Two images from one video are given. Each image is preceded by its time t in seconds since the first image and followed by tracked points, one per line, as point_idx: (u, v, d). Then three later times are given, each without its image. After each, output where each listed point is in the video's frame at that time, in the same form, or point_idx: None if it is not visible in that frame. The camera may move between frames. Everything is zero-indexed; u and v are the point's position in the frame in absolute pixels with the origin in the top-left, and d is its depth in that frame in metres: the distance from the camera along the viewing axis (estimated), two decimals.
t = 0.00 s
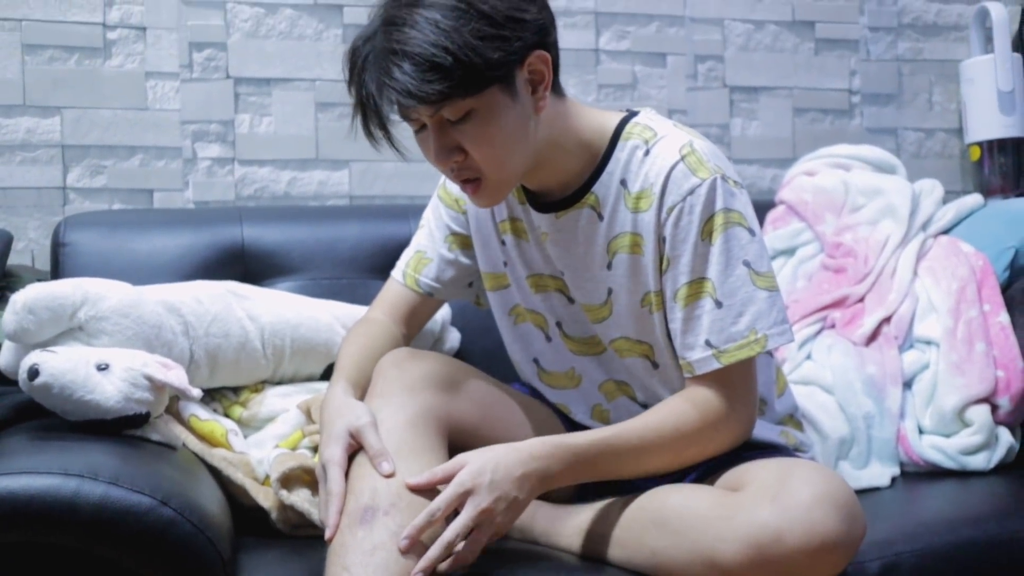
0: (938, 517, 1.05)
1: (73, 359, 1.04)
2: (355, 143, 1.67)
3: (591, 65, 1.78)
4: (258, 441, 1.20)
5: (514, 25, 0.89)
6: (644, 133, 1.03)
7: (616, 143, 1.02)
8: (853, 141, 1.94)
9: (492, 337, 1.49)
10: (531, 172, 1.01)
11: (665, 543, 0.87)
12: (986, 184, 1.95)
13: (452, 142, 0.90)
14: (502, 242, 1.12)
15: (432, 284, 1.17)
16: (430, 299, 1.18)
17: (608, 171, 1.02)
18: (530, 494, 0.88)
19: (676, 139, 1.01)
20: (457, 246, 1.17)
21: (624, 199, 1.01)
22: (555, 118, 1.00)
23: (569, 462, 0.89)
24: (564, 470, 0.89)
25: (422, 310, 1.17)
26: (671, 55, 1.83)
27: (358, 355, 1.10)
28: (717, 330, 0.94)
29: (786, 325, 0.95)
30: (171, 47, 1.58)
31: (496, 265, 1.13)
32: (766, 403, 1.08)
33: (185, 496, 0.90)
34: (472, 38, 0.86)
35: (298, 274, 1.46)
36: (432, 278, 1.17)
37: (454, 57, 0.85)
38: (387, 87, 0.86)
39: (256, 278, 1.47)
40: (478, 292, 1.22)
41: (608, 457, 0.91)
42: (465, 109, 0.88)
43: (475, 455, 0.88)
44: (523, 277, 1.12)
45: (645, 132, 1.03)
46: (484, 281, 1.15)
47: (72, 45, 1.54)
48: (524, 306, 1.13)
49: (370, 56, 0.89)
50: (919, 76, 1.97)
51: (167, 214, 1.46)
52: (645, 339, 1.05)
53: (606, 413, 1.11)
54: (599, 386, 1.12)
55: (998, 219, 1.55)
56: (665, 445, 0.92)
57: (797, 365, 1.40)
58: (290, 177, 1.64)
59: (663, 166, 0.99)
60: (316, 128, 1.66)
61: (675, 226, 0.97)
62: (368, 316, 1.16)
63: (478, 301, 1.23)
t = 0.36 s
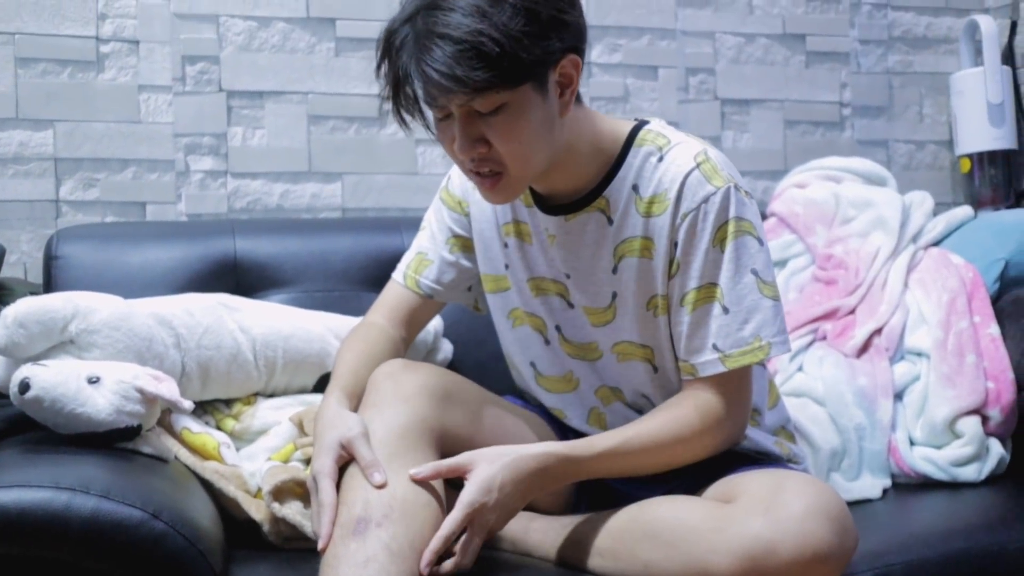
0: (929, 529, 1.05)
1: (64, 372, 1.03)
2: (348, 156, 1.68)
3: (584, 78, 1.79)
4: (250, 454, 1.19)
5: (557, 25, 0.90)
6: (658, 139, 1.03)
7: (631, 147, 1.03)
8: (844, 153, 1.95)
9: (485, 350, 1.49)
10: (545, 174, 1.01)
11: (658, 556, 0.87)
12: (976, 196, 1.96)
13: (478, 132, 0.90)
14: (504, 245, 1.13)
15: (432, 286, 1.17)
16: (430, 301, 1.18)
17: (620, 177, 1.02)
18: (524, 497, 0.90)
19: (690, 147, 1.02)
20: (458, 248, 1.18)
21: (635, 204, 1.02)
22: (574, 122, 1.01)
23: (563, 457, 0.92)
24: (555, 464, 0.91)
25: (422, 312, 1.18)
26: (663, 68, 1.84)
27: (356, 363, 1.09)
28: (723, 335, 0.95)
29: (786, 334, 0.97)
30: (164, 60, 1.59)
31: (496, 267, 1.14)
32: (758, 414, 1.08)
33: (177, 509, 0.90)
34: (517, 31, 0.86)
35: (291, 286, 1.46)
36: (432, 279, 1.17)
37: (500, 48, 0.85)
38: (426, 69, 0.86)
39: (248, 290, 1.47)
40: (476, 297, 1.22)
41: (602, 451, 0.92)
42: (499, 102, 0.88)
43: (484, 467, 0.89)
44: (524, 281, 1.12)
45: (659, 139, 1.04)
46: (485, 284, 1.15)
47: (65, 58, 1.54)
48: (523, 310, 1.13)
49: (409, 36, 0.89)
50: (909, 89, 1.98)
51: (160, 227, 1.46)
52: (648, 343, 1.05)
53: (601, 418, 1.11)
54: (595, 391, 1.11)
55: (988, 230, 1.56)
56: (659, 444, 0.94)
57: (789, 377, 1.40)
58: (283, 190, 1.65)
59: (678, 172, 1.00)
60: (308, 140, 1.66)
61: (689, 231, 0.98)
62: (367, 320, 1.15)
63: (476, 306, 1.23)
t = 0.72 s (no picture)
0: (925, 538, 1.05)
1: (60, 383, 1.03)
2: (344, 164, 1.68)
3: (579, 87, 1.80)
4: (246, 463, 1.19)
5: (575, 25, 0.91)
6: (665, 143, 1.04)
7: (637, 151, 1.03)
8: (839, 162, 1.96)
9: (481, 358, 1.49)
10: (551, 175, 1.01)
11: (654, 564, 0.87)
12: (970, 205, 1.97)
13: (490, 125, 0.90)
14: (506, 248, 1.13)
15: (431, 289, 1.17)
16: (431, 304, 1.18)
17: (627, 178, 1.02)
18: (517, 501, 0.91)
19: (697, 151, 1.03)
20: (458, 252, 1.18)
21: (641, 207, 1.02)
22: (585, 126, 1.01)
23: (559, 461, 0.92)
24: (552, 469, 0.92)
25: (424, 315, 1.18)
26: (658, 77, 1.84)
27: (355, 370, 1.09)
28: (725, 338, 0.96)
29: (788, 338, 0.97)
30: (161, 70, 1.59)
31: (497, 271, 1.15)
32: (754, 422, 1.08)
33: (173, 518, 0.90)
34: (539, 24, 0.87)
35: (287, 295, 1.47)
36: (433, 283, 1.17)
37: (521, 39, 0.86)
38: (445, 54, 0.86)
39: (244, 299, 1.47)
40: (476, 302, 1.22)
41: (599, 455, 0.93)
42: (513, 94, 0.88)
43: (476, 470, 0.89)
44: (525, 284, 1.12)
45: (666, 143, 1.04)
46: (484, 287, 1.16)
47: (61, 68, 1.55)
48: (524, 314, 1.13)
49: (429, 23, 0.89)
50: (903, 98, 1.99)
51: (157, 236, 1.46)
52: (649, 346, 1.05)
53: (599, 422, 1.11)
54: (594, 395, 1.11)
55: (983, 239, 1.57)
56: (654, 448, 0.94)
57: (784, 385, 1.41)
58: (279, 199, 1.65)
59: (685, 175, 1.00)
60: (304, 149, 1.66)
61: (693, 234, 0.98)
62: (367, 323, 1.15)
63: (476, 311, 1.24)
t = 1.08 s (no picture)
0: (924, 549, 1.05)
1: (59, 392, 1.04)
2: (344, 173, 1.68)
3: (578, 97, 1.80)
4: (245, 472, 1.19)
5: (574, 33, 0.92)
6: (665, 152, 1.04)
7: (638, 159, 1.04)
8: (837, 171, 1.97)
9: (479, 367, 1.49)
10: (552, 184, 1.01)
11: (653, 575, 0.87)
12: (968, 215, 1.97)
13: (492, 136, 0.90)
14: (507, 257, 1.13)
15: (433, 298, 1.17)
16: (431, 313, 1.18)
17: (628, 186, 1.03)
18: (518, 514, 0.91)
19: (697, 159, 1.03)
20: (459, 261, 1.18)
21: (641, 215, 1.03)
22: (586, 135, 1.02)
23: (560, 472, 0.92)
24: (554, 480, 0.92)
25: (425, 324, 1.18)
26: (656, 87, 1.85)
27: (356, 380, 1.09)
28: (726, 346, 0.96)
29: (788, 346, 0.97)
30: (160, 79, 1.60)
31: (498, 280, 1.15)
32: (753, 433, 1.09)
33: (173, 529, 0.90)
34: (538, 34, 0.87)
35: (286, 303, 1.47)
36: (434, 291, 1.17)
37: (520, 49, 0.86)
38: (445, 67, 0.86)
39: (243, 308, 1.47)
40: (477, 311, 1.22)
41: (601, 465, 0.93)
42: (513, 105, 0.88)
43: (477, 484, 0.89)
44: (526, 292, 1.12)
45: (666, 151, 1.04)
46: (485, 295, 1.16)
47: (61, 77, 1.55)
48: (524, 323, 1.13)
49: (428, 36, 0.89)
50: (901, 108, 2.00)
51: (156, 245, 1.46)
52: (652, 354, 1.06)
53: (597, 433, 1.11)
54: (594, 405, 1.11)
55: (981, 249, 1.57)
56: (655, 459, 0.94)
57: (782, 396, 1.41)
58: (278, 208, 1.65)
59: (685, 183, 1.00)
60: (304, 158, 1.66)
61: (693, 242, 0.99)
62: (368, 333, 1.15)
63: (477, 320, 1.23)
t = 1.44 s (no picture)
0: (924, 556, 1.05)
1: (60, 397, 1.04)
2: (344, 179, 1.69)
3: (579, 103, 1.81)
4: (245, 478, 1.19)
5: (565, 45, 0.92)
6: (657, 157, 1.05)
7: (629, 168, 1.04)
8: (837, 177, 1.97)
9: (480, 373, 1.49)
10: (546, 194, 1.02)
11: None
12: (969, 221, 1.97)
13: (485, 150, 0.91)
14: (503, 270, 1.13)
15: (437, 320, 1.17)
16: (438, 335, 1.17)
17: (620, 196, 1.03)
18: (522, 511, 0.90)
19: (689, 163, 1.03)
20: (459, 278, 1.18)
21: (636, 221, 1.03)
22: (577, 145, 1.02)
23: (564, 468, 0.92)
24: (557, 477, 0.91)
25: (432, 346, 1.17)
26: (657, 93, 1.85)
27: (361, 391, 1.10)
28: (725, 349, 0.96)
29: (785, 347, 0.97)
30: (162, 85, 1.60)
31: (494, 295, 1.15)
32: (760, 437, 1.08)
33: (172, 535, 0.90)
34: (529, 47, 0.88)
35: (287, 309, 1.47)
36: (437, 312, 1.17)
37: (513, 62, 0.86)
38: (437, 83, 0.86)
39: (244, 314, 1.47)
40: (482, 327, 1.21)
41: (604, 462, 0.93)
42: (507, 118, 0.88)
43: (482, 480, 0.89)
44: (522, 306, 1.12)
45: (658, 157, 1.05)
46: (481, 311, 1.16)
47: (62, 82, 1.55)
48: (521, 337, 1.13)
49: (420, 51, 0.90)
50: (902, 114, 2.00)
51: (156, 250, 1.46)
52: (654, 358, 1.06)
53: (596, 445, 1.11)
54: (592, 418, 1.11)
55: (981, 255, 1.57)
56: (657, 456, 0.94)
57: (783, 402, 1.41)
58: (279, 213, 1.65)
59: (678, 187, 1.00)
60: (305, 164, 1.67)
61: (690, 246, 0.99)
62: (379, 356, 1.16)
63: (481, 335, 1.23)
